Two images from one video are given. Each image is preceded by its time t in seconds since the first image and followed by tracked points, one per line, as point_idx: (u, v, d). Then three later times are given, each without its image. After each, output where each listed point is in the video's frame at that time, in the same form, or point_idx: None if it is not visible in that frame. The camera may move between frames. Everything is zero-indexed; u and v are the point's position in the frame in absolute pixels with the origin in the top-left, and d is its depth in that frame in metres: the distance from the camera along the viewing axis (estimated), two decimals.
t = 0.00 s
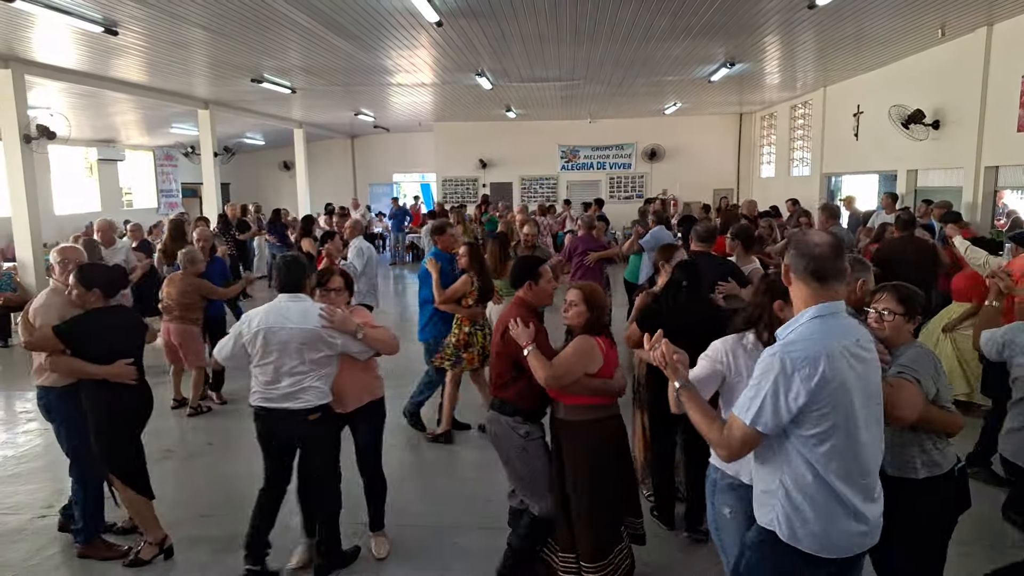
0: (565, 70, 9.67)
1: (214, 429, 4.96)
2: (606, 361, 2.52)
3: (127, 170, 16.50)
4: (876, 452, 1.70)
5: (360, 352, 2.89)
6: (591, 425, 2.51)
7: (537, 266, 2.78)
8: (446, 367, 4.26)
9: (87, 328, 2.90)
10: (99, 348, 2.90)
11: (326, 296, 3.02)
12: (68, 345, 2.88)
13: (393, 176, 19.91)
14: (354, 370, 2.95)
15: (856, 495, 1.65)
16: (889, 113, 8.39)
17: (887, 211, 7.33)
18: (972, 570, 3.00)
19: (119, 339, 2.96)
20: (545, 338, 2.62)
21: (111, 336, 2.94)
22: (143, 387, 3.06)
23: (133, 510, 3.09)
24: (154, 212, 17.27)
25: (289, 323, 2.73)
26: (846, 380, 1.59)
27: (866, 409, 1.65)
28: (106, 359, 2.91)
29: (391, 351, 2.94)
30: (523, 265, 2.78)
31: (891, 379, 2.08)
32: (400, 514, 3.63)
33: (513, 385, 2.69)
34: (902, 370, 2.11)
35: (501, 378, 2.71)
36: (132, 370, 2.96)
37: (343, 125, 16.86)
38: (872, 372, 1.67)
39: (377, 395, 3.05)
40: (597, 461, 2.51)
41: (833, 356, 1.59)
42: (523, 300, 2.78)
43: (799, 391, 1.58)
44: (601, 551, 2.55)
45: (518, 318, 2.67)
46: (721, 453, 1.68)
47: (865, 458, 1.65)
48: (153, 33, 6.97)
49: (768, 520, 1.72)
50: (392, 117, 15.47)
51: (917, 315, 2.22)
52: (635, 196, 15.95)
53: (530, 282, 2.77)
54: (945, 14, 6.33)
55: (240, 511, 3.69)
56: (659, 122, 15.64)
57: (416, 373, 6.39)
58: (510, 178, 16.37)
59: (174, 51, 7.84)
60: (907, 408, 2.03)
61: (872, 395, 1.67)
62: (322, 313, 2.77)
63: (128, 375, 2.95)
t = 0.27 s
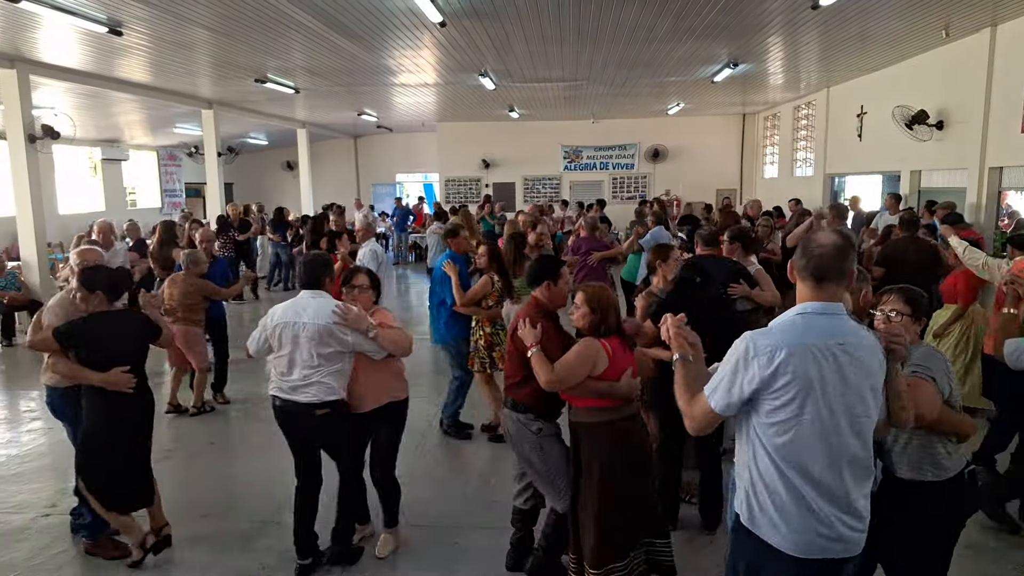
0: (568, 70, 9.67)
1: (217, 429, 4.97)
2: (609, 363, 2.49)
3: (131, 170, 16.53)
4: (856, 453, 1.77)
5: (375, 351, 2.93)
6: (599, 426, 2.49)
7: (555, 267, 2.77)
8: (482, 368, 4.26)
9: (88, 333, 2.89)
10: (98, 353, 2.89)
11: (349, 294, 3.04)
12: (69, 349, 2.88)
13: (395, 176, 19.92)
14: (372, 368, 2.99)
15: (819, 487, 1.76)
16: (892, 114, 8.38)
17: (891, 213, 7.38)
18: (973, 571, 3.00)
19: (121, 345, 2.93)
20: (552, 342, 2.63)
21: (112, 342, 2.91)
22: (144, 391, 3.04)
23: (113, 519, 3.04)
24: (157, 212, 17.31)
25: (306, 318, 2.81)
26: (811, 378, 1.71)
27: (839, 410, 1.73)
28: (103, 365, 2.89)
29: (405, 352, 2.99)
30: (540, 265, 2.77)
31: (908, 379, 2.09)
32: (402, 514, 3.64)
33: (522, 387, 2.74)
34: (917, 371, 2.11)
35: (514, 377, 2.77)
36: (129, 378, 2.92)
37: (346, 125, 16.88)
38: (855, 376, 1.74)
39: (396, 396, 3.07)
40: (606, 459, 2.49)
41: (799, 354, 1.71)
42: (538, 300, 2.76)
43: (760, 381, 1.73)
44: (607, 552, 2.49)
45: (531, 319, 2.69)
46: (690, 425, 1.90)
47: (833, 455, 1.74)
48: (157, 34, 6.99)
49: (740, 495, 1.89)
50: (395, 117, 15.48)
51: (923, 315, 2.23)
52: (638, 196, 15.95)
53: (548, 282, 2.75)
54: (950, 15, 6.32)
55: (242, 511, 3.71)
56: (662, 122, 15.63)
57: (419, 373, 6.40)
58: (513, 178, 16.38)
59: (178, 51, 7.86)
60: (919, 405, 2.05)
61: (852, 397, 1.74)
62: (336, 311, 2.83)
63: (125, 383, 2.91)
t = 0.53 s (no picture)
0: (573, 70, 9.67)
1: (222, 428, 4.98)
2: (615, 380, 2.39)
3: (136, 170, 16.57)
4: (855, 449, 1.79)
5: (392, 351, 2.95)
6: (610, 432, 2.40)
7: (585, 271, 2.76)
8: (490, 371, 4.18)
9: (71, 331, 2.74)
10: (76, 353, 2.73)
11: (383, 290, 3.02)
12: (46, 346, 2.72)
13: (400, 177, 19.94)
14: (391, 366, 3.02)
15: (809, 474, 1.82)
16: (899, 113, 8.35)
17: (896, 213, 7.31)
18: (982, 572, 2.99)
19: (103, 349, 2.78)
20: (571, 348, 2.63)
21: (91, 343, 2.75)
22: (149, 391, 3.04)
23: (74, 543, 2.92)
24: (162, 212, 17.35)
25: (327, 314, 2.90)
26: (804, 365, 1.79)
27: (835, 401, 1.78)
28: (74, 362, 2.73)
29: (410, 352, 2.87)
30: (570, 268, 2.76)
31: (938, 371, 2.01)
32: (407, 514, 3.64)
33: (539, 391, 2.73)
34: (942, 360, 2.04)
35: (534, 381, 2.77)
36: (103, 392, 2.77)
37: (350, 125, 16.90)
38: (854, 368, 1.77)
39: (418, 402, 3.03)
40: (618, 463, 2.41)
41: (795, 340, 1.81)
42: (562, 303, 2.76)
43: (758, 364, 1.85)
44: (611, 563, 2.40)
45: (552, 323, 2.69)
46: (704, 413, 2.00)
47: (826, 445, 1.79)
48: (162, 34, 7.00)
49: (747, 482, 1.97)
50: (400, 117, 15.50)
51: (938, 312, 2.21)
52: (642, 197, 15.93)
53: (576, 286, 2.75)
54: (957, 14, 6.30)
55: (248, 510, 3.71)
56: (667, 122, 15.60)
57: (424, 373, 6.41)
58: (517, 178, 16.37)
59: (184, 52, 7.87)
60: (957, 398, 1.96)
61: (850, 390, 1.77)
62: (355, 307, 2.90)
63: (97, 396, 2.76)
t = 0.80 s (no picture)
0: (582, 70, 9.66)
1: (232, 426, 5.00)
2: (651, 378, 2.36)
3: (146, 168, 16.66)
4: (879, 452, 1.79)
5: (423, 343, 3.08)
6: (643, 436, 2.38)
7: (617, 267, 2.66)
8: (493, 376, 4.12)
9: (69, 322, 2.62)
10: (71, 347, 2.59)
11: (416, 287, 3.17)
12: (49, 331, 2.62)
13: (408, 176, 19.97)
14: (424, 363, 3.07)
15: (833, 477, 1.84)
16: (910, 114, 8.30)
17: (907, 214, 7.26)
18: None
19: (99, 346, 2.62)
20: (603, 347, 2.58)
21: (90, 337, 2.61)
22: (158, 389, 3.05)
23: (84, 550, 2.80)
24: (171, 210, 17.43)
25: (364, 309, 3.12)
26: (820, 369, 1.82)
27: (854, 404, 1.79)
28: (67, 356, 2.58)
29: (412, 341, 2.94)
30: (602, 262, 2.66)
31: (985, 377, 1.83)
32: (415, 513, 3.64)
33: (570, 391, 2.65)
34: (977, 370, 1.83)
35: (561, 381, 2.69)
36: (78, 398, 2.58)
37: (359, 125, 16.93)
38: (872, 373, 1.77)
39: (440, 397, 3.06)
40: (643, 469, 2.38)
41: (813, 345, 1.84)
42: (590, 297, 2.67)
43: (781, 369, 1.89)
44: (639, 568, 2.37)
45: (584, 320, 2.61)
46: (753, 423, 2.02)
47: (848, 447, 1.81)
48: (173, 33, 7.02)
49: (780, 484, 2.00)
50: (408, 116, 15.52)
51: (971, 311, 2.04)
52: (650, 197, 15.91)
53: (608, 281, 2.65)
54: (970, 13, 6.25)
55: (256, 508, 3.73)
56: (676, 122, 15.56)
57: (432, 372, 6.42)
58: (525, 178, 16.37)
59: (194, 51, 7.89)
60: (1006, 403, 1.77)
61: (869, 394, 1.78)
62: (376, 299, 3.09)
63: (71, 401, 2.58)
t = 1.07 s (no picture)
0: (590, 70, 9.64)
1: (239, 425, 5.01)
2: (697, 373, 2.39)
3: (155, 167, 16.73)
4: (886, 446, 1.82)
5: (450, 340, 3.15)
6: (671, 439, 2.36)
7: (635, 265, 2.70)
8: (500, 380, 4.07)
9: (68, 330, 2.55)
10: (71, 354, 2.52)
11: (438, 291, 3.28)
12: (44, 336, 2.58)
13: (415, 176, 19.99)
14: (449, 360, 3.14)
15: (842, 467, 1.90)
16: (919, 114, 8.25)
17: (916, 215, 7.22)
18: None
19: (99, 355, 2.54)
20: (637, 343, 2.53)
21: (88, 347, 2.52)
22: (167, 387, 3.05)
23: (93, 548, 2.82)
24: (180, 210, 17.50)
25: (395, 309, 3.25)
26: (831, 363, 1.89)
27: (862, 399, 1.84)
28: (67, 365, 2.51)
29: (431, 344, 3.01)
30: (617, 265, 2.69)
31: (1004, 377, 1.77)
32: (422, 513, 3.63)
33: (594, 392, 2.59)
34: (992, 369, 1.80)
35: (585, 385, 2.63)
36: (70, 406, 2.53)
37: (366, 124, 16.95)
38: (880, 369, 1.81)
39: (462, 402, 3.11)
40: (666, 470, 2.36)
41: (825, 340, 1.91)
42: (610, 298, 2.70)
43: (798, 363, 1.98)
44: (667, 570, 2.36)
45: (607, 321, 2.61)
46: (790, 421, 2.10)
47: (856, 440, 1.86)
48: (182, 33, 7.05)
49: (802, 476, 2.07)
50: (415, 116, 15.54)
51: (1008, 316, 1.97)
52: (658, 197, 15.87)
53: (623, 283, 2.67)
54: (981, 12, 6.20)
55: (262, 507, 3.73)
56: (683, 122, 15.53)
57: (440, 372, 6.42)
58: (532, 177, 16.36)
59: (202, 50, 7.92)
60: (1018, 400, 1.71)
61: (876, 389, 1.82)
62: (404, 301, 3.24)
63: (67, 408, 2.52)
